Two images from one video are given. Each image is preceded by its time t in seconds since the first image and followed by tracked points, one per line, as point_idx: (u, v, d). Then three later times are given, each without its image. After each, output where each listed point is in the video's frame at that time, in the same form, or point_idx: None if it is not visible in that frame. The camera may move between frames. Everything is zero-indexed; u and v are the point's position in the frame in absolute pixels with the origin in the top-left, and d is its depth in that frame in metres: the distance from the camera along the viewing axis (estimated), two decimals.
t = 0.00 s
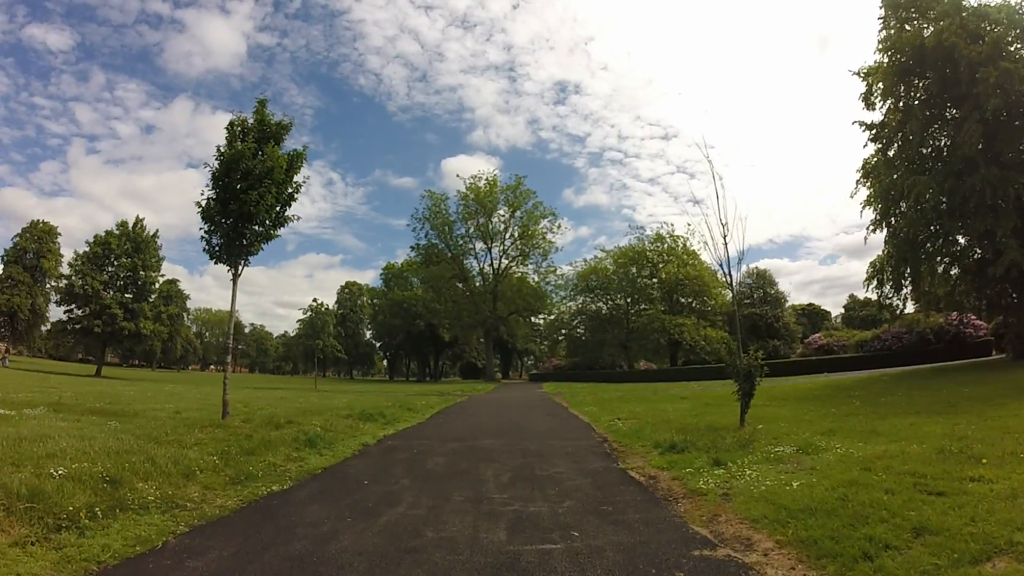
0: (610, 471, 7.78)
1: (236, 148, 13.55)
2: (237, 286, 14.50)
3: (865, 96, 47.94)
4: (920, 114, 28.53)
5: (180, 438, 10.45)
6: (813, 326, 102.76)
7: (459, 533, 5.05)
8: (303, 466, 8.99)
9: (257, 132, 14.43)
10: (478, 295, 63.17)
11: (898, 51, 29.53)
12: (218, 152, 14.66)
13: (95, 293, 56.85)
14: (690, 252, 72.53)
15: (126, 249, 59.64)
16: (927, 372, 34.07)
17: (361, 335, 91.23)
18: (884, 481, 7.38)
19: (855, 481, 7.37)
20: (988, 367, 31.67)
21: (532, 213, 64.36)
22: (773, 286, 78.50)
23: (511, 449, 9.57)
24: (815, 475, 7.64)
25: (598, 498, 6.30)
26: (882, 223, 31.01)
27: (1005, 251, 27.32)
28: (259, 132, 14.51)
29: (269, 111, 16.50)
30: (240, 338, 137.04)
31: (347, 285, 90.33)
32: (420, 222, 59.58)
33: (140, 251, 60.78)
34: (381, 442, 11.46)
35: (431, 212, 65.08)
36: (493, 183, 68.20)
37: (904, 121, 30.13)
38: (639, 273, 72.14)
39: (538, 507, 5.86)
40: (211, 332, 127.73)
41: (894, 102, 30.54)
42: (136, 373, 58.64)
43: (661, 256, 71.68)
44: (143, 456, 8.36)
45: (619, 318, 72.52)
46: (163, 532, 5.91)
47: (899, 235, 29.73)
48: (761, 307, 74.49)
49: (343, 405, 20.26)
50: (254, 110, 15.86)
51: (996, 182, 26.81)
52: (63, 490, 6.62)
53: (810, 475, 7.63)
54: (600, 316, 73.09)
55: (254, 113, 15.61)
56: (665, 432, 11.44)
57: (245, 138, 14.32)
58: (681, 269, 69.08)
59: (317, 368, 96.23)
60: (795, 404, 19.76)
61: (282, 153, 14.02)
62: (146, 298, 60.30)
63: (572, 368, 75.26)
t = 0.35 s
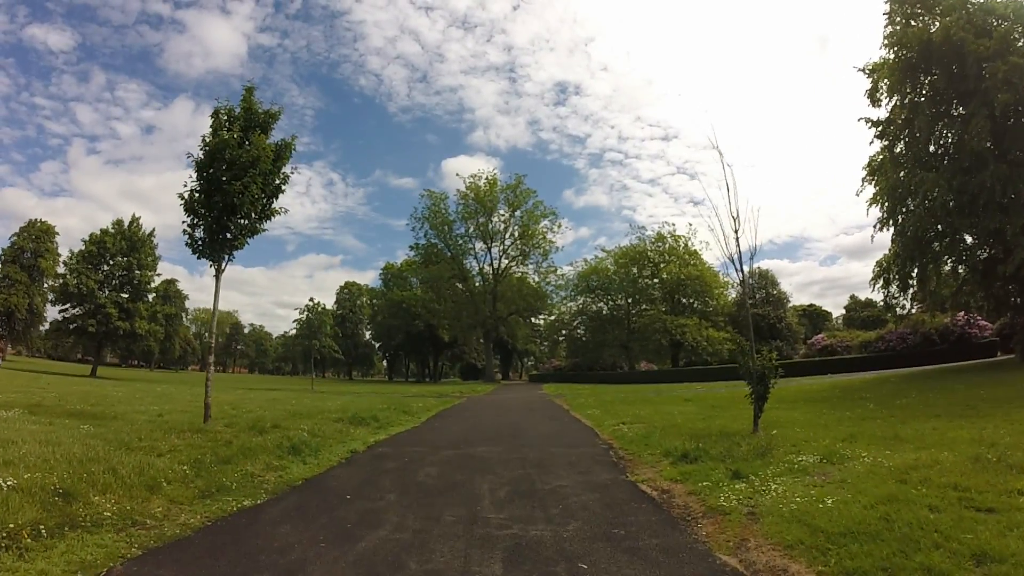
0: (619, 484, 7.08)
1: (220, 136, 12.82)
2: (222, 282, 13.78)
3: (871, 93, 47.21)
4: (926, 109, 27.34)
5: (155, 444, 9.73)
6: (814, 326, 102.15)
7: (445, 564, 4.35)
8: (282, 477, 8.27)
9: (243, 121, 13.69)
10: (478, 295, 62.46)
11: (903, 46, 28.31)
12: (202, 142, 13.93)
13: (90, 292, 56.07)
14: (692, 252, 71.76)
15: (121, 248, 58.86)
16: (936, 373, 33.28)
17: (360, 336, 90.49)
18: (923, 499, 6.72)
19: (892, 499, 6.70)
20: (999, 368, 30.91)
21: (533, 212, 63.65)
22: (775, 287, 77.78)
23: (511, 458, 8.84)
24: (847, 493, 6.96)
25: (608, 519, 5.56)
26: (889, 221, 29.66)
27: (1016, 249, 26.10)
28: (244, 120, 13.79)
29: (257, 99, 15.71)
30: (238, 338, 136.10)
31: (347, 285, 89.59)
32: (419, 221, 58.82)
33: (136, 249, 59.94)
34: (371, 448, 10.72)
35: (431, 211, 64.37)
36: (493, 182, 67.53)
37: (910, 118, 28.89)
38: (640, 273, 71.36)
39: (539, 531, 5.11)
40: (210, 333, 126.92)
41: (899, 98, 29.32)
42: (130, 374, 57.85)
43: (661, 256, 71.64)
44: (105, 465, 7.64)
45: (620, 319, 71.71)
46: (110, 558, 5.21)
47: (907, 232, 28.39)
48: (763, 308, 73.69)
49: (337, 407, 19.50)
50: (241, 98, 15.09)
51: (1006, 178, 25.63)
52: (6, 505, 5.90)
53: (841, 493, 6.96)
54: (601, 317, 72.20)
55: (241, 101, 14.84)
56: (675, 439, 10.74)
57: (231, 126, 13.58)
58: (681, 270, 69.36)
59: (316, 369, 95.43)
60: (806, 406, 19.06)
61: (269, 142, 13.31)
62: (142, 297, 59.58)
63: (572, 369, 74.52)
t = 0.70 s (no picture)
0: (642, 492, 6.33)
1: (211, 117, 12.12)
2: (212, 271, 13.10)
3: (881, 86, 46.23)
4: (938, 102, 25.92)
5: (134, 445, 9.03)
6: (820, 325, 101.20)
7: None
8: (268, 481, 7.56)
9: (237, 103, 12.98)
10: (481, 293, 61.66)
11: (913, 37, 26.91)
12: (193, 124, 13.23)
13: (89, 288, 55.46)
14: (698, 250, 70.85)
15: (121, 244, 58.25)
16: (952, 371, 32.43)
17: (363, 334, 89.82)
18: (985, 504, 5.96)
19: (951, 506, 5.94)
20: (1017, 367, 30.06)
21: (537, 209, 62.82)
22: (781, 285, 76.83)
23: (518, 462, 8.08)
24: (898, 499, 6.20)
25: (635, 534, 4.81)
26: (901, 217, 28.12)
27: None
28: (238, 101, 13.09)
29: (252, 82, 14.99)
30: (241, 336, 135.33)
31: (349, 283, 88.87)
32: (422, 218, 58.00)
33: (135, 245, 59.32)
34: (369, 450, 10.02)
35: (433, 207, 63.59)
36: (497, 178, 66.75)
37: (922, 112, 27.48)
38: (645, 271, 70.48)
39: (556, 549, 4.38)
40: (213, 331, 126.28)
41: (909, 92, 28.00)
42: (129, 371, 57.28)
43: (667, 254, 70.85)
44: (70, 467, 6.96)
45: (624, 317, 70.83)
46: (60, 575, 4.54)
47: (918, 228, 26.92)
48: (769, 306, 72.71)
49: (335, 405, 18.78)
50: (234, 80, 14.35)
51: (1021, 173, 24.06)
52: None
53: (891, 499, 6.19)
54: (605, 315, 71.31)
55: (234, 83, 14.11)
56: (695, 439, 9.96)
57: (224, 108, 12.88)
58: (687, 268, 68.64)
59: (317, 367, 94.78)
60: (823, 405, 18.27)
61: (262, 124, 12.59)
62: (142, 293, 59.02)
63: (576, 368, 73.69)
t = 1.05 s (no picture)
0: (657, 515, 5.70)
1: (193, 110, 11.54)
2: (195, 272, 12.53)
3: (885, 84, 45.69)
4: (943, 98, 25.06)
5: (106, 459, 8.41)
6: (823, 326, 100.50)
7: None
8: (246, 501, 6.94)
9: (221, 95, 12.39)
10: (481, 295, 61.03)
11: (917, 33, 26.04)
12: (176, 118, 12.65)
13: (84, 290, 54.88)
14: (699, 250, 70.22)
15: (118, 246, 57.68)
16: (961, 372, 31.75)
17: (362, 336, 89.12)
18: None
19: (1005, 530, 5.32)
20: None
21: (537, 209, 62.23)
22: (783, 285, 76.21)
23: (519, 479, 7.44)
24: (944, 522, 5.57)
25: (652, 571, 4.17)
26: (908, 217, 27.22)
27: None
28: (223, 94, 12.51)
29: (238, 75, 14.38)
30: (241, 339, 134.65)
31: (349, 285, 88.27)
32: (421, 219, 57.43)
33: (132, 247, 58.73)
34: (360, 462, 9.40)
35: (432, 208, 62.99)
36: (497, 178, 66.18)
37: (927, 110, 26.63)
38: (646, 272, 69.83)
39: None
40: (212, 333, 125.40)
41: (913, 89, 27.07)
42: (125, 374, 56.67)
43: (668, 254, 70.27)
44: (26, 488, 6.34)
45: (625, 318, 70.17)
46: None
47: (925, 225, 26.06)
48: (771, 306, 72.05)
49: (330, 410, 18.13)
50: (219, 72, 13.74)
51: None
52: None
53: (937, 523, 5.57)
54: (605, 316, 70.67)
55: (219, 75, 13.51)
56: (707, 451, 9.32)
57: (208, 100, 12.28)
58: (688, 268, 67.97)
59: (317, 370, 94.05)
60: (834, 409, 17.64)
61: (247, 117, 12.00)
62: (138, 295, 58.52)
63: (577, 369, 72.99)
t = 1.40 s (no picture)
0: (677, 525, 4.98)
1: (173, 88, 10.85)
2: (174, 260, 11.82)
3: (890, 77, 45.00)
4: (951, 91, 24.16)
5: (68, 460, 7.68)
6: (824, 325, 99.82)
7: None
8: (214, 507, 6.22)
9: (203, 75, 11.70)
10: (481, 293, 60.30)
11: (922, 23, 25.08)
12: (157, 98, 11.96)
13: (78, 288, 54.09)
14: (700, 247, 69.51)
15: (113, 243, 56.91)
16: (970, 369, 31.01)
17: (361, 335, 88.35)
18: None
19: None
20: None
21: (537, 206, 61.54)
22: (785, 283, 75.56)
23: (518, 482, 6.73)
24: (1004, 532, 4.87)
25: None
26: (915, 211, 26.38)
27: None
28: (206, 74, 11.82)
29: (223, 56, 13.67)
30: (239, 338, 133.85)
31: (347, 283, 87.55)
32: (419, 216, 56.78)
33: (127, 244, 57.96)
34: (346, 464, 8.69)
35: (431, 205, 62.28)
36: (496, 175, 65.50)
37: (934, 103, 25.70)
38: (647, 270, 69.12)
39: None
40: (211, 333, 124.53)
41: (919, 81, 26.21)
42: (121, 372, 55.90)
43: (668, 252, 69.46)
44: None
45: (626, 316, 69.46)
46: None
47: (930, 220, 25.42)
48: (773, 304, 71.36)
49: (321, 409, 17.45)
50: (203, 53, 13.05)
51: None
52: None
53: (996, 533, 4.86)
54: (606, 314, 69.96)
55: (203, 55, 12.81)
56: (722, 452, 8.61)
57: (189, 80, 11.59)
58: (689, 266, 67.23)
59: (315, 369, 93.32)
60: (846, 407, 16.95)
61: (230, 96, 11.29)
62: (134, 293, 57.79)
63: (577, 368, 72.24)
